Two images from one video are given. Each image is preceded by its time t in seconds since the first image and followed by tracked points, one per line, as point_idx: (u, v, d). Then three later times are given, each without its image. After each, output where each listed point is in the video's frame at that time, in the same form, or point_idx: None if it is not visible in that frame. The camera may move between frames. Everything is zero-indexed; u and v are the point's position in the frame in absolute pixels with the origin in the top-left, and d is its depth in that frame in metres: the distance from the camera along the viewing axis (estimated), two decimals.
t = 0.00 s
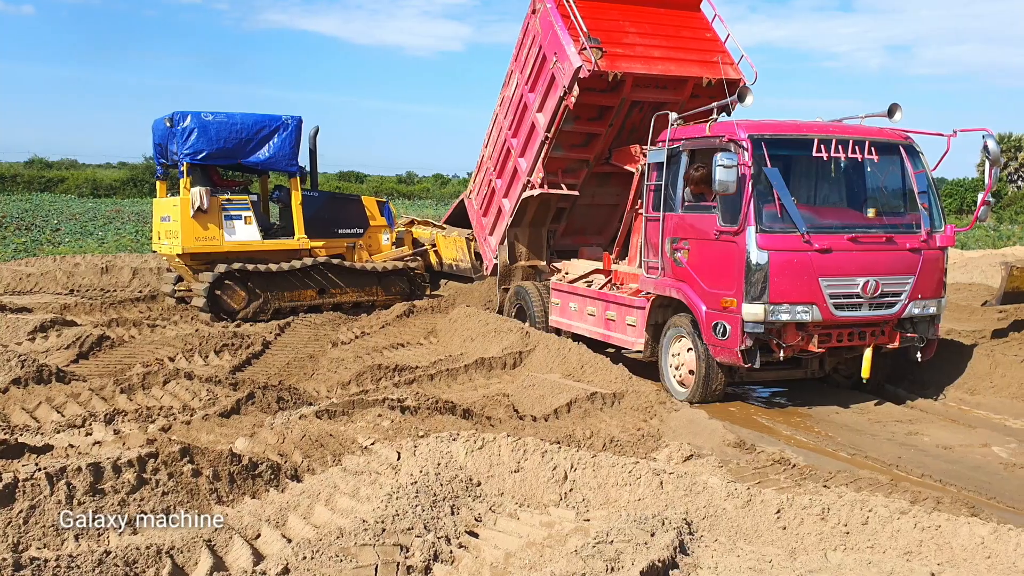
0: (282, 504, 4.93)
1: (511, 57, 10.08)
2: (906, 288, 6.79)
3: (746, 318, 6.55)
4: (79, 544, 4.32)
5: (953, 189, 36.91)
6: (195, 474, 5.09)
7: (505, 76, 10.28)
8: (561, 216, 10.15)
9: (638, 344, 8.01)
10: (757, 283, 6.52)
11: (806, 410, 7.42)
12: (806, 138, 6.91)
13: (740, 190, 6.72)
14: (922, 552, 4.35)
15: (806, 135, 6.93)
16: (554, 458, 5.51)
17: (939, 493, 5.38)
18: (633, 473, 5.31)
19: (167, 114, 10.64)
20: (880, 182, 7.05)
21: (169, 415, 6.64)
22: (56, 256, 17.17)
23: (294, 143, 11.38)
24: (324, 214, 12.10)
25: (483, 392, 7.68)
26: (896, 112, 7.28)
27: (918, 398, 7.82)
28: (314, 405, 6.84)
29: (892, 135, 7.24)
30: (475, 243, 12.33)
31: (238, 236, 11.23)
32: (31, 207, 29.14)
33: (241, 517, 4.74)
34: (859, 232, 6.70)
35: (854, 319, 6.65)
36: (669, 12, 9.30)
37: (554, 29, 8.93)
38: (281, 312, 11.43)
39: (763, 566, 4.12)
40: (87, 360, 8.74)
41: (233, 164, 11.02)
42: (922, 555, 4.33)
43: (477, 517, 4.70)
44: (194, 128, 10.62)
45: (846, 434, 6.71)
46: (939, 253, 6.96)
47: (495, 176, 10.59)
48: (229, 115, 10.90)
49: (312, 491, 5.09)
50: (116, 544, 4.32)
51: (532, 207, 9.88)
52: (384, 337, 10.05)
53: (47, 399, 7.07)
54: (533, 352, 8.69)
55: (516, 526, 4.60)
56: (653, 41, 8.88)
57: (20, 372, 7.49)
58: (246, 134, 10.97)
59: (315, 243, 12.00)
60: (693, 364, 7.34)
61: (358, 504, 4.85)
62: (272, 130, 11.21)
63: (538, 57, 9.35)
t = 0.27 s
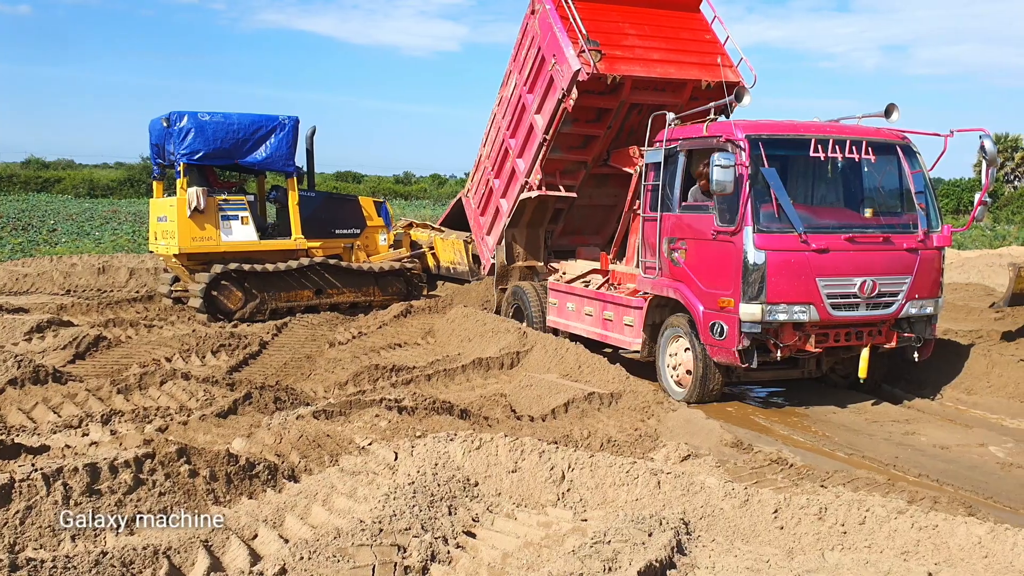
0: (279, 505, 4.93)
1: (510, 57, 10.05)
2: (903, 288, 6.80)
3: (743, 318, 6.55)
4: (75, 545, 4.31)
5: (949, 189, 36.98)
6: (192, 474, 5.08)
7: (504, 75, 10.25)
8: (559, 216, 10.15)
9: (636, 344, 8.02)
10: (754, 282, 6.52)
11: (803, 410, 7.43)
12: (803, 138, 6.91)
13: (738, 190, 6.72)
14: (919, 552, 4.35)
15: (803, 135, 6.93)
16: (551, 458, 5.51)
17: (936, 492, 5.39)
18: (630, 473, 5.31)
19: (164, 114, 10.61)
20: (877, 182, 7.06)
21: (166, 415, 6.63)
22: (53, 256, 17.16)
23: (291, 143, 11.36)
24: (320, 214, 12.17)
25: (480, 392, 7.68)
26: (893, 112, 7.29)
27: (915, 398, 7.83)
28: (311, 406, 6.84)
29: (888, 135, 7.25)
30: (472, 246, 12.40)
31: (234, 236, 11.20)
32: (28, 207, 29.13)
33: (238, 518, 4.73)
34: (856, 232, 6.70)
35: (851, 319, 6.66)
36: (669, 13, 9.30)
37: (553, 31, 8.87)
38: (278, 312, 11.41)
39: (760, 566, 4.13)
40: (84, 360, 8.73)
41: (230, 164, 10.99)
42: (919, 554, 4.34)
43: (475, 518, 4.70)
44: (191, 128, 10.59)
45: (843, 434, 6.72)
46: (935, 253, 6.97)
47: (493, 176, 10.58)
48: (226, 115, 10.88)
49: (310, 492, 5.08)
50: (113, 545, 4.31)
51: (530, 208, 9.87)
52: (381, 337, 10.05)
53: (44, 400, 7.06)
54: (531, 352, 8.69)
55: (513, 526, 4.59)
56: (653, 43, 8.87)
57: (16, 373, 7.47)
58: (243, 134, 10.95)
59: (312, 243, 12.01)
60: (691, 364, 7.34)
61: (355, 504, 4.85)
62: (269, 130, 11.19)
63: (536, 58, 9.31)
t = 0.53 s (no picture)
0: (276, 505, 4.92)
1: (509, 57, 10.01)
2: (900, 288, 6.80)
3: (741, 318, 6.55)
4: (72, 546, 4.30)
5: (946, 189, 37.04)
6: (189, 475, 5.08)
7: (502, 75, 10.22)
8: (556, 217, 10.15)
9: (633, 344, 8.02)
10: (751, 282, 6.53)
11: (800, 409, 7.44)
12: (800, 138, 6.91)
13: (735, 191, 6.72)
14: (916, 552, 4.36)
15: (800, 135, 6.94)
16: (548, 458, 5.51)
17: (933, 492, 5.39)
18: (628, 473, 5.31)
19: (161, 114, 10.59)
20: (874, 182, 7.06)
21: (163, 415, 6.62)
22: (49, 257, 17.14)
23: (288, 143, 11.35)
24: (317, 214, 12.15)
25: (477, 392, 7.68)
26: (890, 112, 7.30)
27: (911, 398, 7.84)
28: (308, 406, 6.83)
29: (885, 135, 7.26)
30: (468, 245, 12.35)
31: (230, 236, 11.20)
32: (24, 207, 29.11)
33: (235, 518, 4.73)
34: (853, 232, 6.71)
35: (848, 319, 6.67)
36: (668, 14, 9.28)
37: (552, 33, 8.82)
38: (274, 312, 11.39)
39: (757, 565, 4.13)
40: (80, 360, 8.73)
41: (226, 164, 10.98)
42: (916, 554, 4.34)
43: (472, 518, 4.70)
44: (187, 128, 10.59)
45: (840, 434, 6.72)
46: (932, 253, 6.98)
47: (491, 175, 10.56)
48: (223, 115, 10.89)
49: (307, 492, 5.08)
50: (110, 545, 4.30)
51: (527, 209, 9.86)
52: (379, 337, 10.05)
53: (40, 400, 7.05)
54: (528, 352, 8.68)
55: (510, 526, 4.59)
56: (652, 46, 8.86)
57: (12, 373, 7.46)
58: (239, 135, 10.95)
59: (308, 244, 11.99)
60: (688, 364, 7.35)
61: (352, 504, 4.84)
62: (266, 130, 11.20)
63: (534, 59, 9.28)
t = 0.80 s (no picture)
0: (273, 505, 4.92)
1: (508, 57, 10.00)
2: (897, 288, 6.81)
3: (738, 318, 6.56)
4: (69, 546, 4.29)
5: (943, 189, 37.10)
6: (187, 475, 5.07)
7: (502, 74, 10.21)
8: (554, 218, 10.16)
9: (631, 344, 8.02)
10: (749, 282, 6.53)
11: (798, 409, 7.44)
12: (798, 138, 6.92)
13: (732, 190, 6.72)
14: (914, 551, 4.36)
15: (798, 135, 6.94)
16: (546, 458, 5.51)
17: (931, 492, 5.40)
18: (626, 473, 5.32)
19: (156, 113, 10.56)
20: (872, 182, 7.07)
21: (160, 416, 6.62)
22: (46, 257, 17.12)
23: (282, 144, 11.40)
24: (311, 216, 12.09)
25: (475, 392, 7.68)
26: (887, 112, 7.30)
27: (909, 397, 7.85)
28: (306, 406, 6.82)
29: (883, 135, 7.26)
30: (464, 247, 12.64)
31: (224, 237, 11.18)
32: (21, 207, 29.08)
33: (233, 519, 4.72)
34: (850, 232, 6.71)
35: (845, 319, 6.67)
36: (669, 15, 9.25)
37: (551, 35, 8.81)
38: (267, 313, 11.37)
39: (755, 565, 4.13)
40: (78, 360, 8.72)
41: (220, 164, 10.98)
42: (914, 554, 4.34)
43: (470, 518, 4.70)
44: (182, 127, 10.56)
45: (838, 434, 6.73)
46: (930, 252, 6.99)
47: (489, 175, 10.56)
48: (218, 115, 10.87)
49: (304, 492, 5.07)
50: (107, 546, 4.30)
51: (525, 210, 9.87)
52: (376, 337, 10.05)
53: (38, 400, 7.04)
54: (526, 352, 8.69)
55: (508, 526, 4.59)
56: (652, 48, 8.84)
57: (9, 374, 7.45)
58: (234, 134, 10.94)
59: (301, 245, 11.99)
60: (685, 364, 7.35)
61: (350, 504, 4.84)
62: (261, 131, 11.21)
63: (534, 60, 9.26)
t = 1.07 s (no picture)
0: (271, 506, 4.91)
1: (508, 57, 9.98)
2: (894, 288, 6.82)
3: (736, 318, 6.56)
4: (66, 547, 4.28)
5: (940, 189, 37.18)
6: (184, 475, 5.07)
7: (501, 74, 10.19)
8: (552, 219, 10.17)
9: (628, 344, 8.02)
10: (747, 282, 6.53)
11: (795, 409, 7.45)
12: (795, 138, 6.93)
13: (730, 190, 6.73)
14: (911, 551, 4.37)
15: (795, 135, 6.95)
16: (544, 458, 5.51)
17: (928, 491, 5.40)
18: (623, 473, 5.32)
19: (144, 112, 10.56)
20: (869, 182, 7.07)
21: (157, 416, 6.61)
22: (43, 257, 17.08)
23: (271, 144, 11.39)
24: (300, 217, 12.04)
25: (472, 392, 7.68)
26: (885, 112, 7.31)
27: (906, 397, 7.85)
28: (304, 407, 6.82)
29: (880, 135, 7.27)
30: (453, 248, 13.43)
31: (212, 236, 11.14)
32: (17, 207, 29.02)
33: (231, 519, 4.72)
34: (847, 232, 6.72)
35: (843, 319, 6.68)
36: (669, 17, 9.22)
37: (551, 36, 8.80)
38: (255, 313, 11.38)
39: (752, 565, 4.13)
40: (75, 360, 8.71)
41: (209, 164, 10.99)
42: (911, 553, 4.35)
43: (468, 518, 4.70)
44: (171, 126, 10.56)
45: (835, 434, 6.73)
46: (927, 252, 6.99)
47: (487, 175, 10.55)
48: (207, 114, 10.88)
49: (302, 493, 5.07)
50: (104, 546, 4.29)
51: (524, 212, 9.87)
52: (374, 337, 10.05)
53: (34, 401, 7.03)
54: (523, 352, 8.69)
55: (506, 526, 4.59)
56: (651, 50, 8.83)
57: (6, 374, 7.43)
58: (223, 134, 10.95)
59: (291, 245, 11.94)
60: (683, 364, 7.35)
61: (347, 505, 4.84)
62: (249, 130, 11.21)
63: (533, 61, 9.25)
